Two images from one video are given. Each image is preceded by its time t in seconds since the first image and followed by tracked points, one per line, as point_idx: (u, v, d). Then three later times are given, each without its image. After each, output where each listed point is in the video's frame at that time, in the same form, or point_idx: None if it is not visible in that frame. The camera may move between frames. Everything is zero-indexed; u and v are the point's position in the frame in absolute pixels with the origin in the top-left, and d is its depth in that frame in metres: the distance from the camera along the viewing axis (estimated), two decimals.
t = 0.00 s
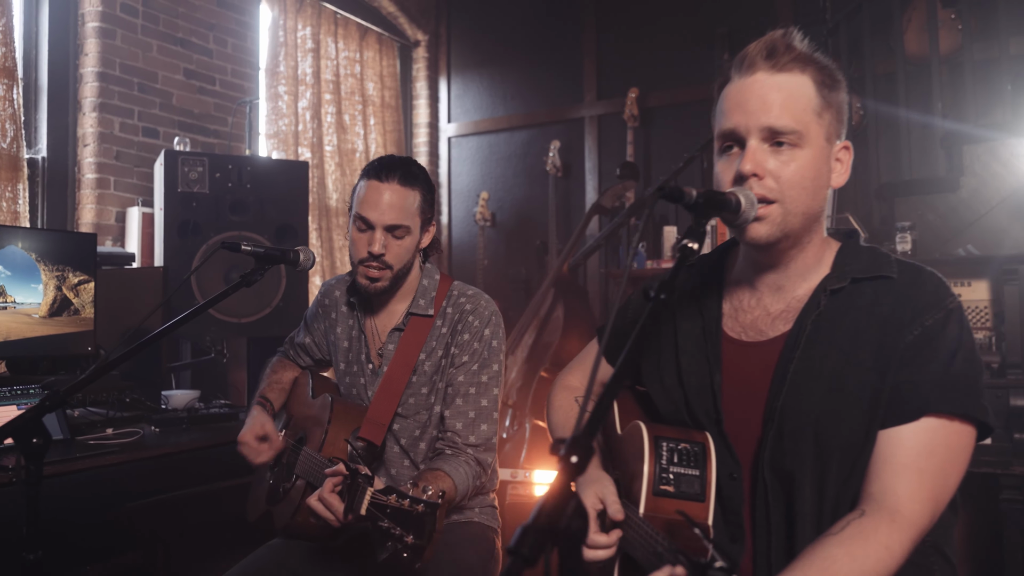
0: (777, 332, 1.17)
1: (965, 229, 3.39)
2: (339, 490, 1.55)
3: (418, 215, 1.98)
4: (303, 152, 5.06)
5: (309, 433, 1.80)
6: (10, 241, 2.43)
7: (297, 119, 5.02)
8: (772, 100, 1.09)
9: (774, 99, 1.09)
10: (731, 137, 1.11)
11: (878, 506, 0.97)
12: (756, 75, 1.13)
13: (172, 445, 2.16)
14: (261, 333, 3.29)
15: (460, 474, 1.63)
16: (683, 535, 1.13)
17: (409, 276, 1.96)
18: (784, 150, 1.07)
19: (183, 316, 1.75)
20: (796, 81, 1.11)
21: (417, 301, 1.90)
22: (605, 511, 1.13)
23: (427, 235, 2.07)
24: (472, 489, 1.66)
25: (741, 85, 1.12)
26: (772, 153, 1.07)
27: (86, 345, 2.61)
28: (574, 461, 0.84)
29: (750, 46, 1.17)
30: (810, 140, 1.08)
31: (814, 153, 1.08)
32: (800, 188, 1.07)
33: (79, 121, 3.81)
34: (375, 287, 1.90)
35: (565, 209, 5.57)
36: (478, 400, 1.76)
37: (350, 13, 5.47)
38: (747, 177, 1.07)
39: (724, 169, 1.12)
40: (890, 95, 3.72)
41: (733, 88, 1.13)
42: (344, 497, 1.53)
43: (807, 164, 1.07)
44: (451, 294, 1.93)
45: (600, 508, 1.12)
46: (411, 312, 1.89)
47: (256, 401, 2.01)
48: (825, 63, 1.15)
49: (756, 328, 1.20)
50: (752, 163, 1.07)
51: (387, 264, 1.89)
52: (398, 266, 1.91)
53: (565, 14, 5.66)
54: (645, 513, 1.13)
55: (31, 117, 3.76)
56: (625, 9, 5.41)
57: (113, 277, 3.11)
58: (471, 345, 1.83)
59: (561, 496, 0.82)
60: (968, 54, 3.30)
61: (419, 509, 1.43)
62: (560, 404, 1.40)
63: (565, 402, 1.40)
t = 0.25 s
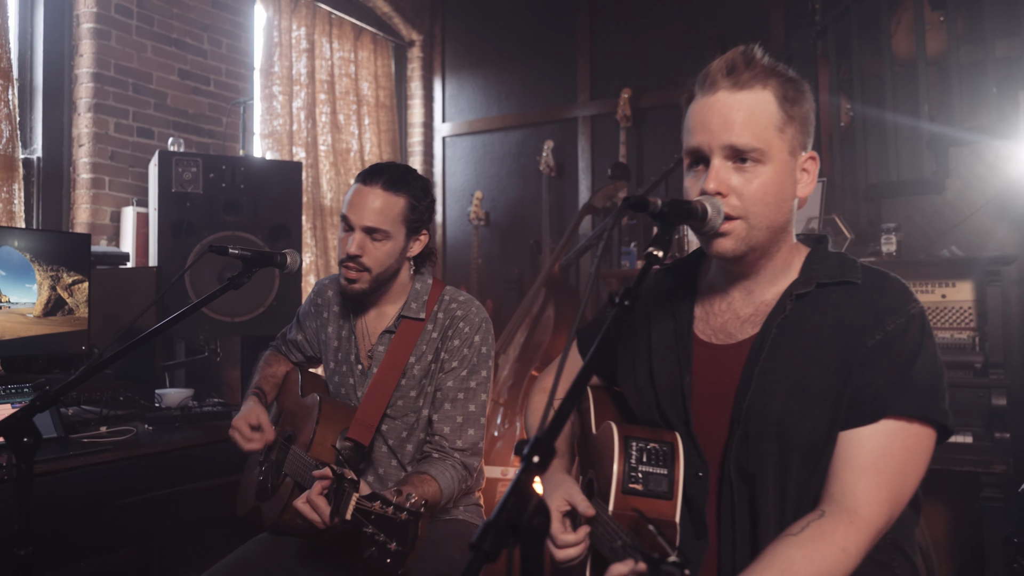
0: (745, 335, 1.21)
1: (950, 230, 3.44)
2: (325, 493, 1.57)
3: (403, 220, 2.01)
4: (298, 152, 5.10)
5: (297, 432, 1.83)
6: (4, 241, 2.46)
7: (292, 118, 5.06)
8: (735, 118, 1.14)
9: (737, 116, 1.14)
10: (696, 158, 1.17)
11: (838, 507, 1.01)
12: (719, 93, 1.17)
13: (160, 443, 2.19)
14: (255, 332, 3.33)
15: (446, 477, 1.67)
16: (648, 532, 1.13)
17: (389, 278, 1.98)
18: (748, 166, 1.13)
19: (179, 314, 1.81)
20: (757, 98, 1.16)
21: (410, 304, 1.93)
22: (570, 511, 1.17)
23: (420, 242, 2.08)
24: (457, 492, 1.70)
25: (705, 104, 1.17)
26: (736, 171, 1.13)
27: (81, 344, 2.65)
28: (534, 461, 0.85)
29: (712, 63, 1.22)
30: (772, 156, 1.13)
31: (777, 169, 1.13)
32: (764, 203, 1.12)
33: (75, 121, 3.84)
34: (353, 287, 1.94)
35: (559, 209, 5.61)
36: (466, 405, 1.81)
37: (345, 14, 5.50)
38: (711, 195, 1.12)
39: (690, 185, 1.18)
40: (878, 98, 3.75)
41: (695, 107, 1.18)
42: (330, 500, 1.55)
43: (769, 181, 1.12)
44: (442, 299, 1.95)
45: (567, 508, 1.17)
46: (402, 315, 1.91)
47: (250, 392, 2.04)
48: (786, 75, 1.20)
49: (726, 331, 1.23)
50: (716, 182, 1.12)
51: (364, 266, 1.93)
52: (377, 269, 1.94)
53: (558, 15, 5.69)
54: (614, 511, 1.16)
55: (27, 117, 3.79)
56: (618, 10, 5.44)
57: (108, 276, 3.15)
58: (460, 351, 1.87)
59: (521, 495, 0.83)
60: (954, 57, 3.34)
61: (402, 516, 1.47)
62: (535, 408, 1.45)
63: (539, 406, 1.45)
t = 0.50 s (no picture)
0: (716, 334, 1.25)
1: (934, 229, 3.49)
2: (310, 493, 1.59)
3: (362, 213, 2.05)
4: (291, 149, 5.12)
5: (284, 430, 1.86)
6: None
7: (285, 116, 5.08)
8: (703, 125, 1.18)
9: (706, 124, 1.18)
10: (667, 164, 1.21)
11: (796, 503, 1.06)
12: (688, 101, 1.21)
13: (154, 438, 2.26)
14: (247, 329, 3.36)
15: (431, 475, 1.71)
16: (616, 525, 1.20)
17: (352, 271, 2.01)
18: (716, 172, 1.17)
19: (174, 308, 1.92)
20: (725, 105, 1.19)
21: (392, 303, 1.98)
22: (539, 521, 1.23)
23: (384, 236, 2.06)
24: (442, 488, 1.74)
25: (677, 111, 1.21)
26: (704, 176, 1.17)
27: (73, 341, 2.68)
28: (501, 455, 0.87)
29: (682, 71, 1.25)
30: (739, 162, 1.17)
31: (743, 176, 1.17)
32: (730, 208, 1.16)
33: (68, 120, 3.86)
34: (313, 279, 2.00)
35: (551, 206, 5.64)
36: (449, 402, 1.83)
37: (339, 12, 5.52)
38: (680, 200, 1.16)
39: (661, 189, 1.22)
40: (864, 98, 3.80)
41: (667, 115, 1.22)
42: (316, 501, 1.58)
43: (736, 187, 1.16)
44: (424, 297, 2.00)
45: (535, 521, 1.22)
46: (384, 314, 1.96)
47: (237, 395, 2.08)
48: (755, 82, 1.24)
49: (697, 330, 1.27)
50: (684, 187, 1.16)
51: (320, 257, 1.99)
52: (333, 259, 1.99)
53: (551, 13, 5.72)
54: (585, 504, 1.21)
55: (20, 115, 3.81)
56: (610, 9, 5.47)
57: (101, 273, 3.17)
58: (442, 349, 1.90)
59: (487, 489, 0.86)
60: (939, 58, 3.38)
61: (386, 519, 1.48)
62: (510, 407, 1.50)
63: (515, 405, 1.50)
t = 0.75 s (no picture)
0: (689, 331, 1.30)
1: (920, 228, 3.53)
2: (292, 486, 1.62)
3: (328, 206, 2.10)
4: (286, 145, 5.15)
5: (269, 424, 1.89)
6: None
7: (280, 112, 5.10)
8: (678, 128, 1.21)
9: (681, 126, 1.21)
10: (642, 164, 1.25)
11: (763, 496, 1.10)
12: (664, 104, 1.25)
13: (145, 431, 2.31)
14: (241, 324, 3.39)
15: (412, 464, 1.75)
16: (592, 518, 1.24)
17: (322, 263, 2.06)
18: (689, 174, 1.20)
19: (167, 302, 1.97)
20: (701, 109, 1.23)
21: (370, 298, 2.01)
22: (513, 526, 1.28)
23: (352, 227, 2.10)
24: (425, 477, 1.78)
25: (653, 114, 1.24)
26: (677, 176, 1.20)
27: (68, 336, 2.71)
28: (471, 448, 0.91)
29: (661, 73, 1.28)
30: (713, 164, 1.20)
31: (716, 178, 1.21)
32: (703, 210, 1.20)
33: (63, 116, 3.89)
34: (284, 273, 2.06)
35: (544, 203, 5.68)
36: (429, 393, 1.88)
37: (333, 8, 5.54)
38: (654, 200, 1.19)
39: (636, 189, 1.25)
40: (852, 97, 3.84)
41: (644, 116, 1.26)
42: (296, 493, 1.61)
43: (708, 188, 1.20)
44: (401, 291, 2.04)
45: (508, 527, 1.27)
46: (363, 309, 1.99)
47: (221, 385, 2.15)
48: (731, 86, 1.27)
49: (673, 327, 1.32)
50: (658, 188, 1.20)
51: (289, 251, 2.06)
52: (301, 253, 2.05)
53: (545, 11, 5.75)
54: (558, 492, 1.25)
55: (15, 111, 3.84)
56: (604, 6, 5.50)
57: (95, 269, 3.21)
58: (420, 341, 1.94)
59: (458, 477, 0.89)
60: (926, 58, 3.42)
61: (361, 510, 1.54)
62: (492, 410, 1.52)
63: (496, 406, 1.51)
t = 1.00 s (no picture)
0: (671, 329, 1.33)
1: (912, 226, 3.54)
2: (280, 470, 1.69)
3: (314, 201, 2.13)
4: (286, 142, 5.18)
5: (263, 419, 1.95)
6: None
7: (279, 109, 5.13)
8: (662, 130, 1.24)
9: (664, 129, 1.24)
10: (626, 163, 1.27)
11: (742, 491, 1.14)
12: (649, 106, 1.26)
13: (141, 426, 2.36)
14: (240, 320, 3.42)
15: (401, 452, 1.80)
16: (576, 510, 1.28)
17: (311, 257, 2.09)
18: (671, 176, 1.23)
19: (162, 299, 1.95)
20: (685, 113, 1.25)
21: (359, 292, 2.05)
22: (501, 519, 1.29)
23: (338, 221, 2.14)
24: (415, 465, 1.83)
25: (639, 116, 1.26)
26: (659, 177, 1.23)
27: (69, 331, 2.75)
28: (451, 441, 0.94)
29: (647, 75, 1.30)
30: (694, 168, 1.23)
31: (697, 181, 1.23)
32: (683, 211, 1.23)
33: (64, 113, 3.92)
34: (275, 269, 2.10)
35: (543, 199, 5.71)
36: (418, 382, 1.93)
37: (333, 5, 5.56)
38: (636, 200, 1.22)
39: (619, 189, 1.28)
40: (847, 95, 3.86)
41: (630, 117, 1.28)
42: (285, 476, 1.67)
43: (689, 190, 1.23)
44: (391, 286, 2.08)
45: (496, 518, 1.28)
46: (353, 303, 2.04)
47: (217, 392, 2.16)
48: (717, 91, 1.29)
49: (656, 325, 1.35)
50: (640, 189, 1.23)
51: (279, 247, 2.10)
52: (289, 248, 2.09)
53: (544, 8, 5.77)
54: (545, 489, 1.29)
55: (16, 108, 3.87)
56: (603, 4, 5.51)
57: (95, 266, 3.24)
58: (409, 332, 1.99)
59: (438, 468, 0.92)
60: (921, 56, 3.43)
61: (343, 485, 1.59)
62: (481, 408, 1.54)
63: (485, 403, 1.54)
